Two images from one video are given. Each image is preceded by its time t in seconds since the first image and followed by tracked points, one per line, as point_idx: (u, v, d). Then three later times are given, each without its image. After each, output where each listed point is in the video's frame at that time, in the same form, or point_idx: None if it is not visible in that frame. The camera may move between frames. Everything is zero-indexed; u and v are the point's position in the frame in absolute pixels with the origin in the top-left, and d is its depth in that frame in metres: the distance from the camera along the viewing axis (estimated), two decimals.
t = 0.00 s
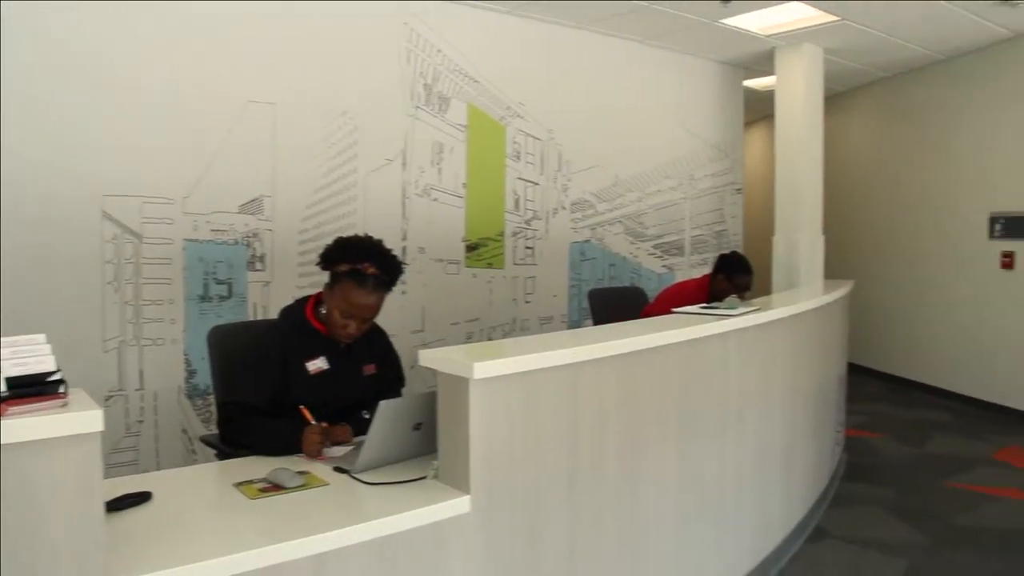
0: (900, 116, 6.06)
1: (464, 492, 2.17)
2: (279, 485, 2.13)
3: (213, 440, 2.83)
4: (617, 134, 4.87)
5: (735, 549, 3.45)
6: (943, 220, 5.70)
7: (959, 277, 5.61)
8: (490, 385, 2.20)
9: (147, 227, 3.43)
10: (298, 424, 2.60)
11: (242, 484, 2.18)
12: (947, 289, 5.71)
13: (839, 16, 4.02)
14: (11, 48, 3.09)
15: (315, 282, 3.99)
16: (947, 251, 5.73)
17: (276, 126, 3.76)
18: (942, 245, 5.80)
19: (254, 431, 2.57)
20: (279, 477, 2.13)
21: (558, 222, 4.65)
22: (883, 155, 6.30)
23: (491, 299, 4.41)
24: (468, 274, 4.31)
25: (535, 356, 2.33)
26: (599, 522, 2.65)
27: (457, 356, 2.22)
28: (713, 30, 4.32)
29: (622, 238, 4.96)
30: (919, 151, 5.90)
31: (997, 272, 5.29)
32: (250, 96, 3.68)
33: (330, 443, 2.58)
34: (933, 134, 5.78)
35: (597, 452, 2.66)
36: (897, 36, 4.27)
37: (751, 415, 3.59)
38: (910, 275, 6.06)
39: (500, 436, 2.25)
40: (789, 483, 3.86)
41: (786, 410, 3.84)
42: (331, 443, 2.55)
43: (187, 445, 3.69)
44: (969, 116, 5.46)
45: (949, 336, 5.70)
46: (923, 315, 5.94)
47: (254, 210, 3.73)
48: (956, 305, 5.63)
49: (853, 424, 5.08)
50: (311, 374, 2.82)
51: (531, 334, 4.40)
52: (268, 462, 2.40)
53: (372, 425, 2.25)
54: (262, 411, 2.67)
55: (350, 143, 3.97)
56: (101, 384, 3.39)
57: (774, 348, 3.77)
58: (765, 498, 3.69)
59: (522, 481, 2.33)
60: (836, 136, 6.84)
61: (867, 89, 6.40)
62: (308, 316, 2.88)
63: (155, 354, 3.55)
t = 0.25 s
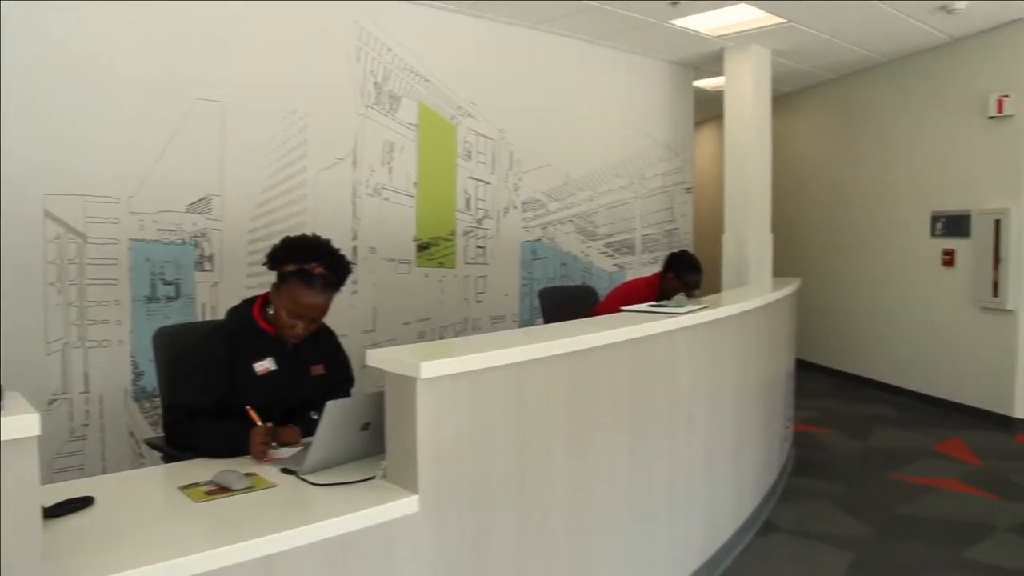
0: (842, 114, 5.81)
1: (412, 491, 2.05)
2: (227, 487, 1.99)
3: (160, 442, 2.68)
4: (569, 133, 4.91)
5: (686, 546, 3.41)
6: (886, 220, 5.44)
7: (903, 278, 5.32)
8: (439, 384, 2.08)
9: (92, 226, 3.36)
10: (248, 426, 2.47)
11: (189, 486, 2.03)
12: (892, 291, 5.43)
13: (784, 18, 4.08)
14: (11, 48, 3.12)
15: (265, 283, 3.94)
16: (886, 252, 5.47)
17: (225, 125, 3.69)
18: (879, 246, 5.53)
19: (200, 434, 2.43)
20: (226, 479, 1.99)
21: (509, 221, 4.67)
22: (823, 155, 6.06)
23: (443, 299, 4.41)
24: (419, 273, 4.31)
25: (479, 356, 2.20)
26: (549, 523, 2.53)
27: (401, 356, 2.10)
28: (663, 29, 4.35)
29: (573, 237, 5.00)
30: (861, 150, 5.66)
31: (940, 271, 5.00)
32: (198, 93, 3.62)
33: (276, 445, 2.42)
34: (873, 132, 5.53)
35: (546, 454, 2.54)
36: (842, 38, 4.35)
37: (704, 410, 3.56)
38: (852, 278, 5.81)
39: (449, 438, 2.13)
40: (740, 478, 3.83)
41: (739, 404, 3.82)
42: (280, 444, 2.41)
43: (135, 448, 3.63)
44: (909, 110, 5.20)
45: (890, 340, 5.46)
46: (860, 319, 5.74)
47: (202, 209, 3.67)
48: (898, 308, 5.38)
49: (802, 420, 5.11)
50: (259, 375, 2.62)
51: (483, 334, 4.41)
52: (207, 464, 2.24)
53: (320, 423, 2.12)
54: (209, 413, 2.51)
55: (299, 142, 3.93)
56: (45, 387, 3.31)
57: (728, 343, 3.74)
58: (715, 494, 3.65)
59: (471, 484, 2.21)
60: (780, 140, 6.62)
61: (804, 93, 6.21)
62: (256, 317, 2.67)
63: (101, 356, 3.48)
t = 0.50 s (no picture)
0: (794, 118, 5.92)
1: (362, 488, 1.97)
2: (172, 488, 1.88)
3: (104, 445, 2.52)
4: (524, 133, 4.94)
5: (637, 545, 3.40)
6: (835, 222, 5.54)
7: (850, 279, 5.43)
8: (388, 384, 2.01)
9: (36, 223, 3.22)
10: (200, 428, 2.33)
11: (132, 488, 1.92)
12: (840, 290, 5.53)
13: (736, 22, 4.13)
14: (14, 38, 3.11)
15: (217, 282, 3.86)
16: (834, 253, 5.57)
17: (176, 121, 3.61)
18: (827, 248, 5.63)
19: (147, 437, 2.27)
20: (171, 479, 1.88)
21: (462, 220, 4.67)
22: (775, 158, 6.18)
23: (396, 298, 4.40)
24: (372, 272, 4.29)
25: (422, 355, 2.10)
26: (501, 524, 2.46)
27: (349, 355, 2.02)
28: (618, 30, 4.37)
29: (528, 237, 5.02)
30: (809, 152, 5.78)
31: (887, 273, 5.10)
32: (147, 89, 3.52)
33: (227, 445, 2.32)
34: (821, 135, 5.64)
35: (498, 454, 2.47)
36: (792, 42, 4.43)
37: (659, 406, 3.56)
38: (803, 278, 5.92)
39: (398, 439, 2.05)
40: (691, 474, 3.83)
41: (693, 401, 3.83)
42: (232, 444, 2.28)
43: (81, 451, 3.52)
44: (855, 115, 5.32)
45: (838, 339, 5.57)
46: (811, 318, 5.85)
47: (151, 207, 3.58)
48: (846, 308, 5.48)
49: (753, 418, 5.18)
50: (207, 376, 2.48)
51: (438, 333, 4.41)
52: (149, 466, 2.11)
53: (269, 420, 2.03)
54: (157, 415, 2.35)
55: (251, 140, 3.87)
56: None
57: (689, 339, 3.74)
58: (668, 491, 3.66)
59: (421, 486, 2.13)
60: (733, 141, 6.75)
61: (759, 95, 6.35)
62: (205, 318, 2.52)
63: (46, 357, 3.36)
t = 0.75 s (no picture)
0: (747, 119, 6.01)
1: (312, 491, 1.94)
2: (121, 494, 1.80)
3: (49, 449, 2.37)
4: (480, 133, 4.94)
5: (589, 545, 3.39)
6: (790, 222, 5.64)
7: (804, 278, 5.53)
8: (340, 384, 1.97)
9: None
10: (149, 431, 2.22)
11: (78, 494, 1.83)
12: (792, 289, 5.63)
13: (691, 24, 4.17)
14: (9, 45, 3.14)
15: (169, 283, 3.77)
16: (788, 253, 5.68)
17: (127, 120, 3.52)
18: (782, 247, 5.73)
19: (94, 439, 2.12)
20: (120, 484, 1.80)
21: (418, 220, 4.67)
22: (728, 158, 6.26)
23: (351, 299, 4.38)
24: (327, 272, 4.26)
25: (374, 356, 2.07)
26: (455, 524, 2.45)
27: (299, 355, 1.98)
28: (574, 31, 4.39)
29: (484, 237, 5.04)
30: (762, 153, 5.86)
31: (838, 273, 5.23)
32: (93, 86, 3.40)
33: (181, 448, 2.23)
34: (775, 136, 5.74)
35: (452, 453, 2.45)
36: (745, 45, 4.48)
37: (614, 405, 3.56)
38: (757, 277, 6.00)
39: (350, 440, 2.02)
40: (645, 472, 3.83)
41: (649, 399, 3.84)
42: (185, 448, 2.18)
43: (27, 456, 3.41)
44: (808, 116, 5.42)
45: (792, 337, 5.67)
46: (766, 317, 5.92)
47: (101, 207, 3.48)
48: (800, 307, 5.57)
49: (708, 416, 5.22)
50: (157, 379, 2.37)
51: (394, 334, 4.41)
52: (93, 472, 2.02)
53: (220, 424, 1.95)
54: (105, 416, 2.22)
55: (205, 139, 3.79)
56: None
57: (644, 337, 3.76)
58: (622, 490, 3.65)
59: (374, 487, 2.10)
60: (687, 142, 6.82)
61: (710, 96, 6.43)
62: (153, 320, 2.40)
63: None
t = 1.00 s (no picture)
0: (703, 120, 6.05)
1: (265, 493, 1.91)
2: (68, 497, 1.72)
3: None
4: (437, 133, 4.93)
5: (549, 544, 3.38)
6: (746, 222, 5.68)
7: (759, 278, 5.58)
8: (290, 384, 1.94)
9: None
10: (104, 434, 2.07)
11: (21, 498, 1.74)
12: (748, 290, 5.69)
13: (647, 26, 4.20)
14: None
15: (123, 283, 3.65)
16: (744, 253, 5.72)
17: (77, 119, 3.40)
18: (738, 247, 5.77)
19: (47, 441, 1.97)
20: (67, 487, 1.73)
21: (376, 220, 4.65)
22: (685, 159, 6.30)
23: (307, 299, 4.36)
24: (283, 273, 4.23)
25: (333, 355, 2.06)
26: (410, 524, 2.42)
27: (249, 356, 1.95)
28: (532, 32, 4.39)
29: (441, 238, 5.04)
30: (719, 155, 5.91)
31: (792, 273, 5.28)
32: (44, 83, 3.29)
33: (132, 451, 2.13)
34: (730, 138, 5.78)
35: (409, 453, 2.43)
36: (701, 47, 4.52)
37: (571, 404, 3.56)
38: (712, 277, 6.07)
39: (302, 441, 2.00)
40: (602, 471, 3.81)
41: (607, 398, 3.85)
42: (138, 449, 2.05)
43: None
44: (762, 118, 5.46)
45: (747, 337, 5.71)
46: (722, 317, 5.97)
47: (50, 206, 3.37)
48: (755, 307, 5.63)
49: (665, 415, 5.25)
50: (108, 381, 2.18)
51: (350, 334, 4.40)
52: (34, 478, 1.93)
53: (170, 424, 1.89)
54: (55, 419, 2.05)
55: (158, 137, 3.70)
56: None
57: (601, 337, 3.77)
58: (577, 489, 3.64)
59: (326, 488, 2.07)
60: (643, 143, 6.85)
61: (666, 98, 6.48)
62: (104, 321, 2.20)
63: None
